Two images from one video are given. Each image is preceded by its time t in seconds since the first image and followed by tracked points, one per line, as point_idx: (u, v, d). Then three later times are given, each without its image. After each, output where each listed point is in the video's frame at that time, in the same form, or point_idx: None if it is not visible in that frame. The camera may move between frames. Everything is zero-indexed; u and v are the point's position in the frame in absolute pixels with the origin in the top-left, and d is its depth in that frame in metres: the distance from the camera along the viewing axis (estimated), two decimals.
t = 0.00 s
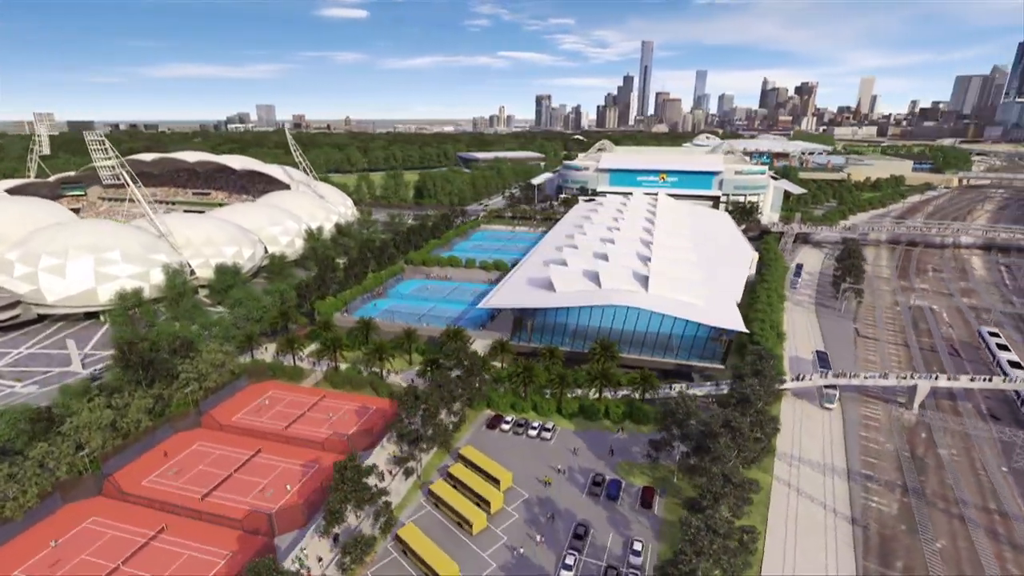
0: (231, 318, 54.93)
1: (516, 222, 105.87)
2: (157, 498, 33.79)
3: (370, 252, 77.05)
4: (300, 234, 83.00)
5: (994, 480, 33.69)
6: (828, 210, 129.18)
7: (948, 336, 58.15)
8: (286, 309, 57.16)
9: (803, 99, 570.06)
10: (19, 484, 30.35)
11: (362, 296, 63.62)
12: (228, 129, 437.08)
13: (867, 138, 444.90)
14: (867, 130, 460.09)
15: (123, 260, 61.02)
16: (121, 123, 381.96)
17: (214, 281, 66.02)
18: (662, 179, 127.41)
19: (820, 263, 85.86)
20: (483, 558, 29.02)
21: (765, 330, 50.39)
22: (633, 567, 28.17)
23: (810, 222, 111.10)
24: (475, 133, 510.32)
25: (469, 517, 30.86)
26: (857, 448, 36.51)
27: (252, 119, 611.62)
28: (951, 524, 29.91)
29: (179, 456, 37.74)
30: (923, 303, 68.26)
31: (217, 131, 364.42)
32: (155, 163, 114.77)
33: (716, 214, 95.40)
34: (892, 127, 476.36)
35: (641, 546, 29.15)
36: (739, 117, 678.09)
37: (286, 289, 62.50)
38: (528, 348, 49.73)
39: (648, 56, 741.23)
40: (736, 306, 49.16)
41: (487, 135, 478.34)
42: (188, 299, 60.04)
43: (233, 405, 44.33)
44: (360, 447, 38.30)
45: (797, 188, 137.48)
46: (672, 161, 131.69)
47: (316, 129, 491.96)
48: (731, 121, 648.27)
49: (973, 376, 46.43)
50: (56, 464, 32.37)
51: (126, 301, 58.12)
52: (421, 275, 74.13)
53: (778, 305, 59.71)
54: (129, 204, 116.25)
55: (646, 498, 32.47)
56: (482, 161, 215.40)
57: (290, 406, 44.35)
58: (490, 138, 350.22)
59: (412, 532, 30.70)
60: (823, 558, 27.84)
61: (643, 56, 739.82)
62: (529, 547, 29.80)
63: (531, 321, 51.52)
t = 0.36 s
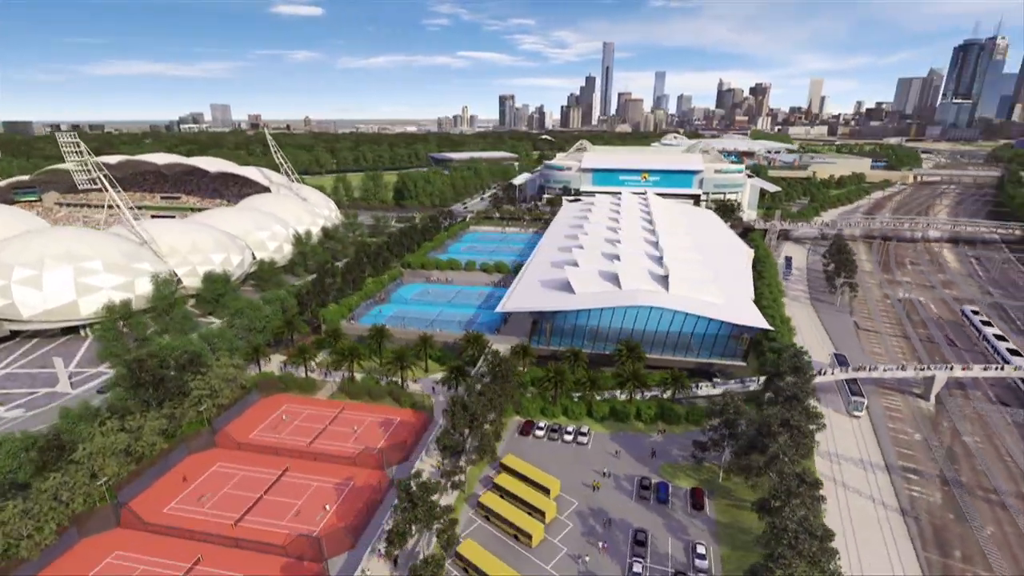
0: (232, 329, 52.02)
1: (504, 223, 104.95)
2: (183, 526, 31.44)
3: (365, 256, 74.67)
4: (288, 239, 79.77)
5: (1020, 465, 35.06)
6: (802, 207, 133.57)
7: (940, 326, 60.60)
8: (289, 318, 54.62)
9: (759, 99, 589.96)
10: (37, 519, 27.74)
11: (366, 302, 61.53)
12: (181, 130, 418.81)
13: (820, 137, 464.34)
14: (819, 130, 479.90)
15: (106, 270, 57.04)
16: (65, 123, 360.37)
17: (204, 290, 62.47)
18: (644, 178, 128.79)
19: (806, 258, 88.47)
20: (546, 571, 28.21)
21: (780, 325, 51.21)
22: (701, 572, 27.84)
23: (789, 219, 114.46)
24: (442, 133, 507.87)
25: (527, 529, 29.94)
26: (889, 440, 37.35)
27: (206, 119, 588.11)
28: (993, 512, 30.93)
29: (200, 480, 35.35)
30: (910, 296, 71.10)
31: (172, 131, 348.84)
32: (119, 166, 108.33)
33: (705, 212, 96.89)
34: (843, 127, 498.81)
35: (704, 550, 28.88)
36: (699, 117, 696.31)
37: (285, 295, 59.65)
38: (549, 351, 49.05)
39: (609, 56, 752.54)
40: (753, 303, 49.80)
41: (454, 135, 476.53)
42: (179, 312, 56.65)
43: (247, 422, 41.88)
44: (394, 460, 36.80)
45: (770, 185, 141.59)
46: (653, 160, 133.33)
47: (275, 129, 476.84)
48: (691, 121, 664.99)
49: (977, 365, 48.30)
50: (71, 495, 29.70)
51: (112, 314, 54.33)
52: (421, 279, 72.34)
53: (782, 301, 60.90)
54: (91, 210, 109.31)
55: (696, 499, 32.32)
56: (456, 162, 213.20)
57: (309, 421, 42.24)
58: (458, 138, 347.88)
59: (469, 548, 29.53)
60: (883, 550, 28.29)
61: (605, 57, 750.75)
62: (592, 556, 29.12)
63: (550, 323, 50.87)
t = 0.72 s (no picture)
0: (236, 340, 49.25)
1: (492, 224, 103.98)
2: (222, 553, 29.42)
3: (361, 260, 72.27)
4: (276, 244, 76.42)
5: None
6: (774, 203, 138.14)
7: (930, 316, 63.50)
8: (296, 327, 52.24)
9: (715, 99, 608.13)
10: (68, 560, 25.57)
11: (370, 308, 59.43)
12: (128, 130, 397.15)
13: (774, 136, 482.62)
14: (773, 129, 498.46)
15: (90, 283, 53.18)
16: None
17: (195, 300, 58.97)
18: (624, 177, 130.20)
19: (790, 254, 91.27)
20: None
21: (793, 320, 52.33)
22: (770, 570, 27.91)
23: (766, 216, 118.01)
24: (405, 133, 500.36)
25: (592, 537, 29.36)
26: (916, 429, 38.60)
27: (153, 119, 559.89)
28: None
29: (229, 503, 33.15)
30: (894, 287, 74.32)
31: (118, 132, 329.99)
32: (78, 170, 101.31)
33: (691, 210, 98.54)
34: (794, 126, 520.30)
35: (769, 548, 28.98)
36: (658, 116, 712.41)
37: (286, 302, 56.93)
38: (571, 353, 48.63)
39: (569, 56, 759.42)
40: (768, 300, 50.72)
41: (418, 135, 470.49)
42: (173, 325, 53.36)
43: (268, 439, 39.65)
44: (436, 473, 35.46)
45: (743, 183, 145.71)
46: (632, 160, 134.95)
47: (230, 129, 458.34)
48: (650, 121, 678.87)
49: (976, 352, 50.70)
50: (100, 530, 27.14)
51: (100, 329, 50.62)
52: (420, 283, 70.59)
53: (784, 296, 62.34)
54: (47, 218, 101.79)
55: (748, 497, 32.56)
56: (428, 162, 210.11)
57: (334, 435, 40.39)
58: (424, 138, 343.50)
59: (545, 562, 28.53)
60: (939, 537, 29.12)
61: (565, 58, 757.94)
62: (659, 560, 28.86)
63: (569, 326, 50.34)
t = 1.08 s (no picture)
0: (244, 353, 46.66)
1: (479, 225, 102.84)
2: None
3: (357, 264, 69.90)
4: (264, 250, 73.00)
5: None
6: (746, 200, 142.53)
7: (916, 305, 66.58)
8: (305, 336, 49.92)
9: (671, 100, 623.70)
10: None
11: (376, 315, 57.43)
12: (65, 130, 372.50)
13: (729, 135, 499.09)
14: (728, 129, 515.46)
15: (74, 296, 49.31)
16: None
17: (188, 311, 55.51)
18: (604, 177, 131.46)
19: (773, 249, 94.20)
20: None
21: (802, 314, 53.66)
22: (834, 562, 28.46)
23: (742, 213, 121.55)
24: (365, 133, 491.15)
25: (660, 540, 29.09)
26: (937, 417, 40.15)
27: (92, 120, 527.69)
28: None
29: (269, 527, 31.24)
30: (876, 279, 77.72)
31: (55, 133, 308.92)
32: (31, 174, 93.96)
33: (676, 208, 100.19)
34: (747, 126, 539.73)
35: (828, 541, 29.59)
36: (616, 116, 724.98)
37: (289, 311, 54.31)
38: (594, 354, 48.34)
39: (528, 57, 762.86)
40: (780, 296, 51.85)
41: (377, 134, 460.99)
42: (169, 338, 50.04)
43: (295, 456, 37.63)
44: (482, 482, 34.49)
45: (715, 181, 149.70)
46: (610, 159, 136.44)
47: (178, 130, 436.76)
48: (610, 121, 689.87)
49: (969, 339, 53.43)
50: (141, 568, 25.38)
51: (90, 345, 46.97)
52: (420, 287, 68.90)
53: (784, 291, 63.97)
54: None
55: (796, 490, 33.13)
56: (398, 163, 206.29)
57: (364, 449, 38.74)
58: (388, 138, 337.45)
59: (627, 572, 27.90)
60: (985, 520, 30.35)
61: (524, 58, 760.90)
62: (726, 559, 28.90)
63: (589, 326, 49.98)
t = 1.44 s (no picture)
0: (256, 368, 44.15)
1: (466, 226, 101.46)
2: None
3: (354, 269, 67.48)
4: (251, 257, 69.55)
5: None
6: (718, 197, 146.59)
7: (899, 296, 69.85)
8: (318, 347, 47.67)
9: (627, 100, 636.27)
10: None
11: (385, 322, 55.55)
12: None
13: (685, 134, 513.45)
14: (684, 129, 530.44)
15: (58, 313, 45.60)
16: None
17: (182, 324, 52.13)
18: (583, 177, 132.42)
19: (755, 246, 97.09)
20: None
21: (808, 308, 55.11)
22: (892, 550, 29.29)
23: (718, 211, 124.99)
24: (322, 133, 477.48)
25: (728, 539, 29.09)
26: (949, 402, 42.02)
27: (21, 120, 492.10)
28: None
29: (319, 552, 29.39)
30: (857, 272, 81.12)
31: None
32: None
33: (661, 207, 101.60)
34: (701, 125, 556.50)
35: (882, 529, 30.48)
36: (574, 116, 733.35)
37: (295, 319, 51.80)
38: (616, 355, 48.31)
39: (486, 56, 762.00)
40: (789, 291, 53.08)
41: (334, 134, 449.72)
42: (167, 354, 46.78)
43: (329, 474, 35.79)
44: (532, 490, 33.76)
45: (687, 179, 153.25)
46: (587, 159, 137.54)
47: (118, 130, 412.46)
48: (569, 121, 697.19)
49: (957, 327, 56.38)
50: None
51: (83, 364, 43.34)
52: (421, 291, 67.22)
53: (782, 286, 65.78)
54: None
55: (839, 482, 33.99)
56: (365, 165, 201.75)
57: (399, 463, 37.23)
58: (347, 138, 329.38)
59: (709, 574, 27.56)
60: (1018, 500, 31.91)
61: (482, 58, 759.20)
62: (790, 553, 29.27)
63: (609, 326, 49.75)
